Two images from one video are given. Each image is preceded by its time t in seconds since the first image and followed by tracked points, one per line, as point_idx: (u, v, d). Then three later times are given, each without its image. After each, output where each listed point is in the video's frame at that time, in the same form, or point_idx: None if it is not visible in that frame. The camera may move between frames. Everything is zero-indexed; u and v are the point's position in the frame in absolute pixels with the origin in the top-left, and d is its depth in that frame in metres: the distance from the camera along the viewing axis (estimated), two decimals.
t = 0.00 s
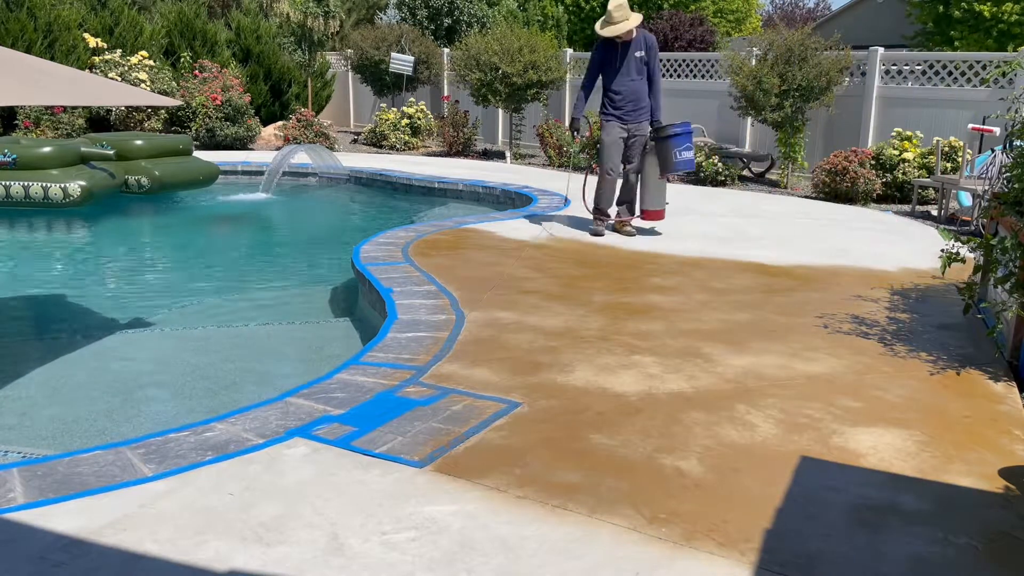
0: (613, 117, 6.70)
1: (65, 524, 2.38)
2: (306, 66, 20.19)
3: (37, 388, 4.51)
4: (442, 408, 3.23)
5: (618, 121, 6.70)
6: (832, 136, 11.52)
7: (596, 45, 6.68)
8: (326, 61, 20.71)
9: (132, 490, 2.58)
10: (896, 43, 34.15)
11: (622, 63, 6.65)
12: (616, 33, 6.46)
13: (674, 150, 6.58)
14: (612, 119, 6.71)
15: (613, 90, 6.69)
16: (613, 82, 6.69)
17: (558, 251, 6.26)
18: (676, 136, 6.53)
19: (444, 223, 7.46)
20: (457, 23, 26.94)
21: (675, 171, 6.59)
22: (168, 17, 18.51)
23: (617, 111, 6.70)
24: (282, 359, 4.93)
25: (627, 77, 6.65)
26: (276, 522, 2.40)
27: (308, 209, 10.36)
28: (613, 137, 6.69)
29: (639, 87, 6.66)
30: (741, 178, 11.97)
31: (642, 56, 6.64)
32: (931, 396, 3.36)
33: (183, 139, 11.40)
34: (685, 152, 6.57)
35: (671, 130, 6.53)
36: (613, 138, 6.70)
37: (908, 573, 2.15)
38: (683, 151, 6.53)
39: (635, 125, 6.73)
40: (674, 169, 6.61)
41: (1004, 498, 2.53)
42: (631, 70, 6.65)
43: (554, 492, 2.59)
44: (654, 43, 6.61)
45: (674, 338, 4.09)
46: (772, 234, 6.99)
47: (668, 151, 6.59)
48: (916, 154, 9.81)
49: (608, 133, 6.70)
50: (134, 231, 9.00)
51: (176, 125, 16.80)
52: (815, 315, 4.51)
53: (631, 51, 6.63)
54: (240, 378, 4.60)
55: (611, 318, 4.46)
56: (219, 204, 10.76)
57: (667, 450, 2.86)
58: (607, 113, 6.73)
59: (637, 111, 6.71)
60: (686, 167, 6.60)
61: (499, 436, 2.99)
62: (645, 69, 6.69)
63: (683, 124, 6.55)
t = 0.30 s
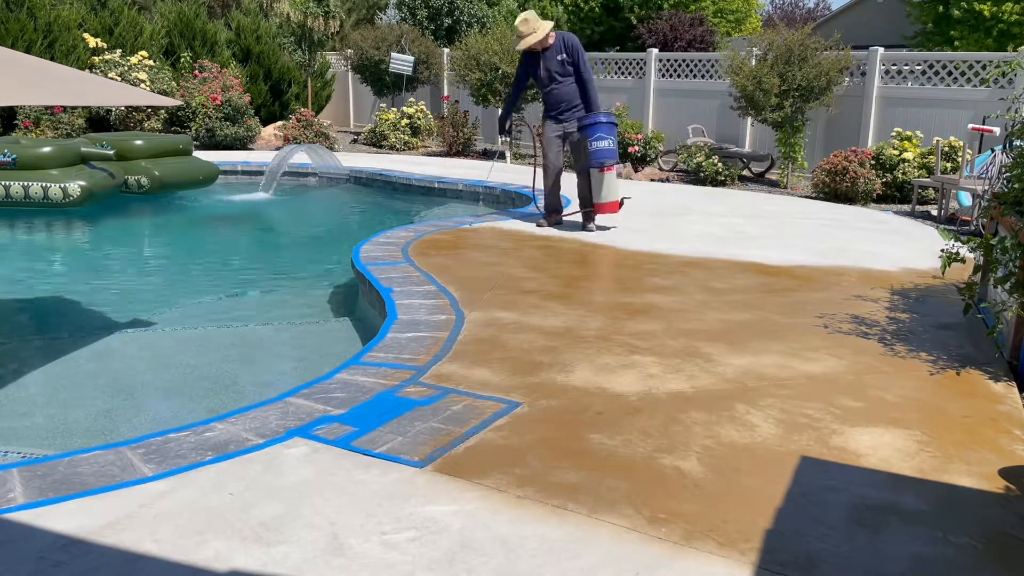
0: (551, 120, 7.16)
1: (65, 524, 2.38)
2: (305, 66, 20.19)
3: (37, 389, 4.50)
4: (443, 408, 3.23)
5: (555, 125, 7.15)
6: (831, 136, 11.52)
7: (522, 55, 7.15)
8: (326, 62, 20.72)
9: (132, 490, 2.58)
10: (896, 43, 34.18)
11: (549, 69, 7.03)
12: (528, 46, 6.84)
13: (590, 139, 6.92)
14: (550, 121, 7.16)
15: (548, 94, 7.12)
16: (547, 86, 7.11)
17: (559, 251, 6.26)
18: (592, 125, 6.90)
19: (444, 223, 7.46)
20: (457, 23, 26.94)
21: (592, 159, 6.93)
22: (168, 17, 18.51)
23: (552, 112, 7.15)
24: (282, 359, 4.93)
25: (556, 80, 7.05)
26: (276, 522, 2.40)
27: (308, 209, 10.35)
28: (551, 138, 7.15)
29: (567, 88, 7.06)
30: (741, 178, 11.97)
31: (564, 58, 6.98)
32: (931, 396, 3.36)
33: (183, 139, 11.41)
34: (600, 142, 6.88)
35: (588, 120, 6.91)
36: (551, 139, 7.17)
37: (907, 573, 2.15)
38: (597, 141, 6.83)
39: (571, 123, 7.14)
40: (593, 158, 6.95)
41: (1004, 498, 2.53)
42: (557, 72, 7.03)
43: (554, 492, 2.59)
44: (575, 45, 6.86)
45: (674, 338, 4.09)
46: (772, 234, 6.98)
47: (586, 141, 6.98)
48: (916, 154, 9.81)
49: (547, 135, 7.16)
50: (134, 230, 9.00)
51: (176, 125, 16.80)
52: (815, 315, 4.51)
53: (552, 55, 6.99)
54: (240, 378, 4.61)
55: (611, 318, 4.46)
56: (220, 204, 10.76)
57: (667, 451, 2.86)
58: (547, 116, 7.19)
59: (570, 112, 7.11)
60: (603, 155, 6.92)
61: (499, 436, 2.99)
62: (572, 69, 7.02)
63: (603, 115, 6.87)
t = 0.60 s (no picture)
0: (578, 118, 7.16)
1: (66, 524, 2.38)
2: (305, 66, 20.19)
3: (38, 389, 4.50)
4: (443, 408, 3.23)
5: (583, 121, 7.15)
6: (831, 136, 11.52)
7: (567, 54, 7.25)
8: (326, 61, 20.73)
9: (132, 490, 2.58)
10: (896, 43, 34.18)
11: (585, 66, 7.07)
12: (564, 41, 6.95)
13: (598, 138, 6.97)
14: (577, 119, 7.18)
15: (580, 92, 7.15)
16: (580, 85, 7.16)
17: (559, 251, 6.26)
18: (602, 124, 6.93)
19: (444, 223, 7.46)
20: (456, 23, 26.95)
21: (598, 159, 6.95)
22: (168, 17, 18.51)
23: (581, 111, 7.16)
24: (282, 359, 4.93)
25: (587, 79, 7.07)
26: (275, 522, 2.40)
27: (308, 209, 10.35)
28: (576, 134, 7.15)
29: (596, 86, 7.04)
30: (740, 178, 11.97)
31: (598, 56, 6.99)
32: (931, 396, 3.36)
33: (183, 139, 11.41)
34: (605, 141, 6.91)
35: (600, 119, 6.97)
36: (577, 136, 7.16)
37: (907, 573, 2.15)
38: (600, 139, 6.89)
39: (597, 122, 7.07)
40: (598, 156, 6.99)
41: (1003, 498, 2.53)
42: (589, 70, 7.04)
43: (554, 492, 2.59)
44: (607, 43, 6.86)
45: (674, 338, 4.09)
46: (772, 234, 6.98)
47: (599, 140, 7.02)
48: (916, 154, 9.81)
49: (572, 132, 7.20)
50: (134, 230, 9.00)
51: (176, 125, 16.81)
52: (815, 315, 4.50)
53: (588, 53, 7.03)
54: (240, 378, 4.61)
55: (611, 318, 4.46)
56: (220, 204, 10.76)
57: (667, 451, 2.86)
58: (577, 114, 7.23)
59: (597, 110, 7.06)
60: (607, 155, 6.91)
61: (499, 436, 2.98)
62: (604, 68, 6.99)
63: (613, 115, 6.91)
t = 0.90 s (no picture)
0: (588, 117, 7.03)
1: (66, 524, 2.38)
2: (305, 66, 20.19)
3: (38, 389, 4.50)
4: (443, 407, 3.23)
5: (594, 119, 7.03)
6: (831, 136, 11.52)
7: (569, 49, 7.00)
8: (326, 61, 20.72)
9: (132, 490, 2.58)
10: (896, 43, 34.20)
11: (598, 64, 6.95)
12: (591, 41, 6.78)
13: (631, 142, 6.93)
14: (587, 118, 7.04)
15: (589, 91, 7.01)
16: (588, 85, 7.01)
17: (559, 251, 6.25)
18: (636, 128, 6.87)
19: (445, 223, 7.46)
20: (457, 23, 26.97)
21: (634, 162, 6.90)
22: (168, 17, 18.50)
23: (591, 110, 7.03)
24: (282, 359, 4.93)
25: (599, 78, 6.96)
26: (275, 522, 2.40)
27: (308, 209, 10.35)
28: (588, 134, 7.02)
29: (611, 85, 6.96)
30: (740, 178, 11.97)
31: (614, 56, 6.92)
32: (931, 396, 3.36)
33: (183, 139, 11.41)
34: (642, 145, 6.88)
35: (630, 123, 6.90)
36: (588, 135, 7.03)
37: (907, 573, 2.15)
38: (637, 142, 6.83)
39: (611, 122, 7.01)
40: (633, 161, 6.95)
41: (1004, 497, 2.53)
42: (603, 70, 6.95)
43: (554, 492, 2.59)
44: (626, 44, 6.85)
45: (674, 338, 4.09)
46: (772, 234, 6.98)
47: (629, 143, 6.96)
48: (916, 154, 9.81)
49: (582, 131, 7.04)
50: (134, 230, 9.01)
51: (176, 125, 16.81)
52: (815, 315, 4.50)
53: (604, 53, 6.93)
54: (240, 378, 4.61)
55: (611, 318, 4.46)
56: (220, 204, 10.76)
57: (667, 451, 2.86)
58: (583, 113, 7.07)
59: (610, 110, 7.00)
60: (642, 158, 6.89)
61: (499, 436, 2.98)
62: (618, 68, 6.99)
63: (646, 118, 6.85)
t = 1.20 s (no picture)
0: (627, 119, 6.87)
1: (66, 524, 2.38)
2: (305, 66, 20.20)
3: (38, 389, 4.50)
4: (443, 408, 3.23)
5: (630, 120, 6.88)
6: (831, 136, 11.52)
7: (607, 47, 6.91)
8: (326, 62, 20.73)
9: (132, 489, 2.58)
10: (896, 43, 34.23)
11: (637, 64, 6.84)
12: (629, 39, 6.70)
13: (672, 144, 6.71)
14: (624, 120, 6.88)
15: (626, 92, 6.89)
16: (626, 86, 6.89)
17: (559, 251, 6.26)
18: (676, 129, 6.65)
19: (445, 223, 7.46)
20: (457, 23, 26.98)
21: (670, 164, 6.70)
22: (168, 17, 18.50)
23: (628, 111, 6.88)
24: (282, 359, 4.93)
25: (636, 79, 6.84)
26: (275, 522, 2.40)
27: (308, 209, 10.35)
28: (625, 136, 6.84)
29: (648, 87, 6.83)
30: (741, 178, 11.97)
31: (651, 57, 6.83)
32: (931, 396, 3.36)
33: (183, 139, 11.41)
34: (681, 147, 6.65)
35: (671, 124, 6.68)
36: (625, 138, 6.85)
37: (907, 573, 2.15)
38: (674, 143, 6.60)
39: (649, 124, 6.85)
40: (672, 164, 6.72)
41: (1004, 497, 2.53)
42: (642, 70, 6.81)
43: (554, 492, 2.59)
44: (663, 44, 6.80)
45: (674, 338, 4.09)
46: (772, 234, 6.98)
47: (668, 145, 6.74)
48: (916, 154, 9.81)
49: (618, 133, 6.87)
50: (134, 230, 9.00)
51: (176, 125, 16.80)
52: (815, 315, 4.50)
53: (642, 54, 6.82)
54: (239, 378, 4.61)
55: (611, 318, 4.46)
56: (220, 204, 10.76)
57: (667, 450, 2.86)
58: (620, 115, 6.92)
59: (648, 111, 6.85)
60: (680, 161, 6.67)
61: (499, 436, 2.98)
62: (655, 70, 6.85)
63: (684, 119, 6.67)
